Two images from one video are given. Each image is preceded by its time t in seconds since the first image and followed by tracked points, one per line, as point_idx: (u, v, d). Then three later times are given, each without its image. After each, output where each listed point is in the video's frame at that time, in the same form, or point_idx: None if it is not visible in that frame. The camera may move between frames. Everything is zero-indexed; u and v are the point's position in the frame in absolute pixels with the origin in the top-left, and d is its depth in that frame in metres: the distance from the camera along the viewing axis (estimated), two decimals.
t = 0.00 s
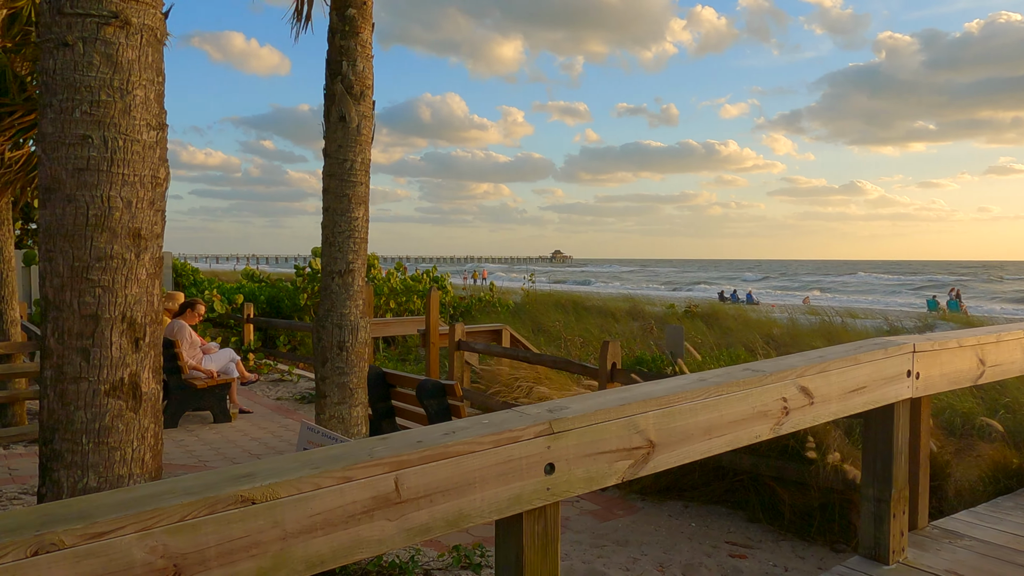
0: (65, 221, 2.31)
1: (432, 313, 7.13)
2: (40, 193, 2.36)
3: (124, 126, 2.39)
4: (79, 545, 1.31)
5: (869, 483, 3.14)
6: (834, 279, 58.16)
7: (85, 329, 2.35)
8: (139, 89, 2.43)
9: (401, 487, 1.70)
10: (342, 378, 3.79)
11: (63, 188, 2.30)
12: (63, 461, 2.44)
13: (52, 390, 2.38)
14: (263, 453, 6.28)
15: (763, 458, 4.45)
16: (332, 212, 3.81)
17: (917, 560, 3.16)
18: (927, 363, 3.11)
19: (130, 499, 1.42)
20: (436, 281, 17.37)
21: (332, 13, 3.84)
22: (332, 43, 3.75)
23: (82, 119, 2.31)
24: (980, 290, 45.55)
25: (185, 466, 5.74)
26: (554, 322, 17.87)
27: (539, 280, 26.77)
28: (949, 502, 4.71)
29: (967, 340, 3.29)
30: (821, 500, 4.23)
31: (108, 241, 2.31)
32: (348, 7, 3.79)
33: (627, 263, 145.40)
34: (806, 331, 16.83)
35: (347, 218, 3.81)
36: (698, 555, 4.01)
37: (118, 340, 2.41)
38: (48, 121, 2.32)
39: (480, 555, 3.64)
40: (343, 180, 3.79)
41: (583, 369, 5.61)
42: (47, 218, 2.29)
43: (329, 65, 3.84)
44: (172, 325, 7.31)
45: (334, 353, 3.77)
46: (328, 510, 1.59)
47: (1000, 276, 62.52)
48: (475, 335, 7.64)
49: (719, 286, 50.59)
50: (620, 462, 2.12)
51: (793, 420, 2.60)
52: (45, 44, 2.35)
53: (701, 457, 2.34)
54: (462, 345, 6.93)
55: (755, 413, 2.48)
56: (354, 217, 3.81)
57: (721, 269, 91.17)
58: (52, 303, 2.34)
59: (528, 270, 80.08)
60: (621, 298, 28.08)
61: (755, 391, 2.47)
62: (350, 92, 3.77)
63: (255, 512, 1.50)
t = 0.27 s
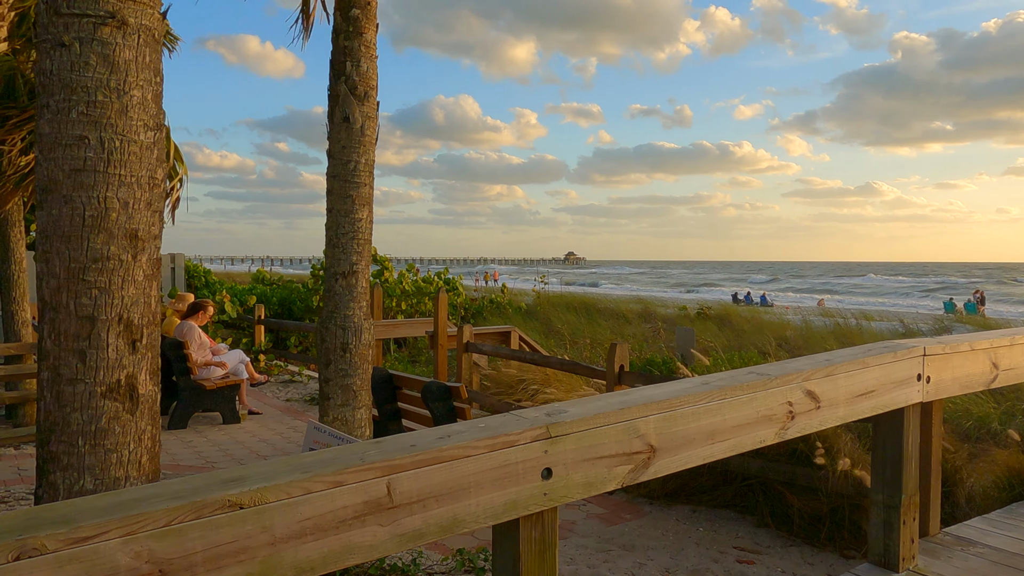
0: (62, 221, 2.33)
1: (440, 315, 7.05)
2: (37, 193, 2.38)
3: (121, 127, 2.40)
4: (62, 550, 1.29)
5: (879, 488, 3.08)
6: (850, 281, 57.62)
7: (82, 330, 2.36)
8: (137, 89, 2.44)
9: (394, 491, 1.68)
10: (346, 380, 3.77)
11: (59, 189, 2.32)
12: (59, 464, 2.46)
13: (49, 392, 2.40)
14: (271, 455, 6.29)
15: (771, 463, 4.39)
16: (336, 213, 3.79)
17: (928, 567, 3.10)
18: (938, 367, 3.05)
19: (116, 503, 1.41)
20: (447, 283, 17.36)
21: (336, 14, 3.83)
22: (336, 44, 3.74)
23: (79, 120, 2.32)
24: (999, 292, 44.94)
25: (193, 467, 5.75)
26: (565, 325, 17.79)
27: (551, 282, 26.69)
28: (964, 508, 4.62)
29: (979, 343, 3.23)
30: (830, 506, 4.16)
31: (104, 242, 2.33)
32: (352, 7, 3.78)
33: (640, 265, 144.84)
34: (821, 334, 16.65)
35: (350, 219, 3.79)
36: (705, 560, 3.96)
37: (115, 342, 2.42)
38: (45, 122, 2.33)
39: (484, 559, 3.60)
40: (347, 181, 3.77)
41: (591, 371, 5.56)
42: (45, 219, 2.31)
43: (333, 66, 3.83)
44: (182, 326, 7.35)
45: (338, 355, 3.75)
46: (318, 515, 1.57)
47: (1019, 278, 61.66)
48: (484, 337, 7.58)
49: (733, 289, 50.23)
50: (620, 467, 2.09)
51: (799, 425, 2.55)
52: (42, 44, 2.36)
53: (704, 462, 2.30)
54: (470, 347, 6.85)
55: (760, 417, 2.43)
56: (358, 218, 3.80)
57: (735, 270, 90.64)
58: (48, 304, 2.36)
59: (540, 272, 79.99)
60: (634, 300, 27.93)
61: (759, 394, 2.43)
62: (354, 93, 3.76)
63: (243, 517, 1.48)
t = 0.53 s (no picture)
0: (46, 222, 2.35)
1: (444, 317, 6.97)
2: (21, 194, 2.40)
3: (106, 126, 2.42)
4: (25, 559, 1.26)
5: (883, 495, 3.01)
6: (863, 283, 57.16)
7: (65, 333, 2.38)
8: (122, 88, 2.46)
9: (374, 499, 1.63)
10: (343, 383, 3.74)
11: (43, 189, 2.34)
12: (43, 467, 2.49)
13: (33, 395, 2.43)
14: (274, 457, 6.27)
15: (776, 468, 4.32)
16: (332, 215, 3.76)
17: None
18: (944, 371, 2.98)
19: (84, 511, 1.37)
20: (455, 284, 17.33)
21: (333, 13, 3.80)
22: (332, 43, 3.71)
23: (62, 120, 2.34)
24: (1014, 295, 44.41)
25: (195, 470, 5.73)
26: (574, 326, 17.71)
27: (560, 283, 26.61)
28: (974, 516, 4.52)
29: (988, 347, 3.15)
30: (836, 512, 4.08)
31: (88, 243, 2.35)
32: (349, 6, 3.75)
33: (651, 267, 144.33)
34: (831, 337, 16.48)
35: (347, 220, 3.76)
36: (707, 567, 3.90)
37: (99, 345, 2.44)
38: (29, 122, 2.35)
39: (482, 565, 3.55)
40: (343, 181, 3.73)
41: (594, 374, 5.49)
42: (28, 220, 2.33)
43: (330, 66, 3.80)
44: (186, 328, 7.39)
45: (334, 357, 3.72)
46: (295, 524, 1.53)
47: None
48: (488, 339, 7.48)
49: (744, 291, 49.91)
50: (611, 474, 2.03)
51: (799, 431, 2.49)
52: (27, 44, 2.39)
53: (700, 469, 2.24)
54: (474, 349, 6.78)
55: (758, 422, 2.37)
56: (355, 219, 3.76)
57: (746, 272, 90.13)
58: (32, 306, 2.38)
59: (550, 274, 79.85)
60: (643, 302, 27.78)
61: (757, 399, 2.37)
62: (351, 93, 3.73)
63: (215, 526, 1.44)
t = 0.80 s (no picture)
0: (24, 227, 2.37)
1: (445, 319, 6.90)
2: None
3: (86, 129, 2.44)
4: None
5: (883, 505, 2.94)
6: (874, 284, 56.72)
7: (45, 340, 2.43)
8: (102, 91, 2.48)
9: (347, 513, 1.60)
10: (336, 388, 3.71)
11: (21, 194, 2.37)
12: (22, 476, 2.52)
13: (12, 403, 2.47)
14: (274, 460, 6.25)
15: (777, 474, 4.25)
16: (325, 218, 3.73)
17: None
18: (945, 379, 2.91)
19: (45, 526, 1.35)
20: (461, 286, 17.29)
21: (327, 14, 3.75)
22: (325, 44, 3.67)
23: (41, 124, 2.37)
24: None
25: (194, 473, 5.72)
26: (580, 328, 17.61)
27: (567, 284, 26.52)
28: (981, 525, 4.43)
29: (990, 353, 3.08)
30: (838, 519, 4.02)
31: (66, 249, 2.38)
32: (342, 7, 3.71)
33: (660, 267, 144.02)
34: (840, 339, 16.31)
35: (341, 224, 3.72)
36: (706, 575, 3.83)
37: (79, 352, 2.47)
38: (7, 126, 2.38)
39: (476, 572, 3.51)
40: (336, 184, 3.70)
41: (594, 378, 5.41)
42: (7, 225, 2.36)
43: (323, 66, 3.76)
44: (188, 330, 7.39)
45: (327, 362, 3.69)
46: (264, 539, 1.50)
47: None
48: (490, 341, 7.39)
49: (753, 292, 49.63)
50: (597, 485, 1.99)
51: (794, 440, 2.44)
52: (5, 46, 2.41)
53: (690, 479, 2.19)
54: (475, 352, 6.72)
55: (750, 431, 2.31)
56: (348, 223, 3.73)
57: (756, 273, 89.65)
58: (12, 312, 2.42)
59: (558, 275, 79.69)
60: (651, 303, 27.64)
61: (750, 408, 2.31)
62: (344, 95, 3.69)
63: (181, 542, 1.41)
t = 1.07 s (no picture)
0: (7, 233, 2.45)
1: (447, 321, 6.87)
2: None
3: (70, 134, 2.54)
4: None
5: (883, 513, 2.89)
6: (882, 285, 56.35)
7: (28, 346, 2.50)
8: (86, 96, 2.58)
9: (327, 525, 1.57)
10: (331, 393, 3.69)
11: (4, 200, 2.44)
12: (7, 484, 2.60)
13: None
14: (274, 463, 6.23)
15: (778, 480, 4.20)
16: (320, 221, 3.70)
17: None
18: (945, 385, 2.86)
19: (13, 539, 1.32)
20: (466, 287, 17.26)
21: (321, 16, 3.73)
22: (320, 47, 3.65)
23: (24, 130, 2.45)
24: None
25: (194, 476, 5.70)
26: (585, 329, 17.55)
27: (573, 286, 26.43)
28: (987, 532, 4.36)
29: (993, 358, 3.02)
30: (839, 526, 3.96)
31: (51, 255, 2.46)
32: (337, 9, 3.69)
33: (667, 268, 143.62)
34: (847, 341, 16.18)
35: (335, 227, 3.70)
36: None
37: (64, 358, 2.56)
38: None
39: None
40: (331, 188, 3.68)
41: (595, 381, 5.35)
42: None
43: (318, 68, 3.73)
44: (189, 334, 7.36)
45: (322, 366, 3.67)
46: (240, 551, 1.47)
47: None
48: (492, 344, 7.34)
49: (761, 292, 49.39)
50: (586, 496, 1.95)
51: (790, 448, 2.39)
52: None
53: (682, 488, 2.15)
54: (477, 355, 6.67)
55: (745, 440, 2.27)
56: (343, 226, 3.70)
57: (764, 274, 89.21)
58: None
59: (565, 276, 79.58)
60: (657, 304, 27.52)
61: (744, 415, 2.27)
62: (339, 98, 3.67)
63: (153, 555, 1.38)
